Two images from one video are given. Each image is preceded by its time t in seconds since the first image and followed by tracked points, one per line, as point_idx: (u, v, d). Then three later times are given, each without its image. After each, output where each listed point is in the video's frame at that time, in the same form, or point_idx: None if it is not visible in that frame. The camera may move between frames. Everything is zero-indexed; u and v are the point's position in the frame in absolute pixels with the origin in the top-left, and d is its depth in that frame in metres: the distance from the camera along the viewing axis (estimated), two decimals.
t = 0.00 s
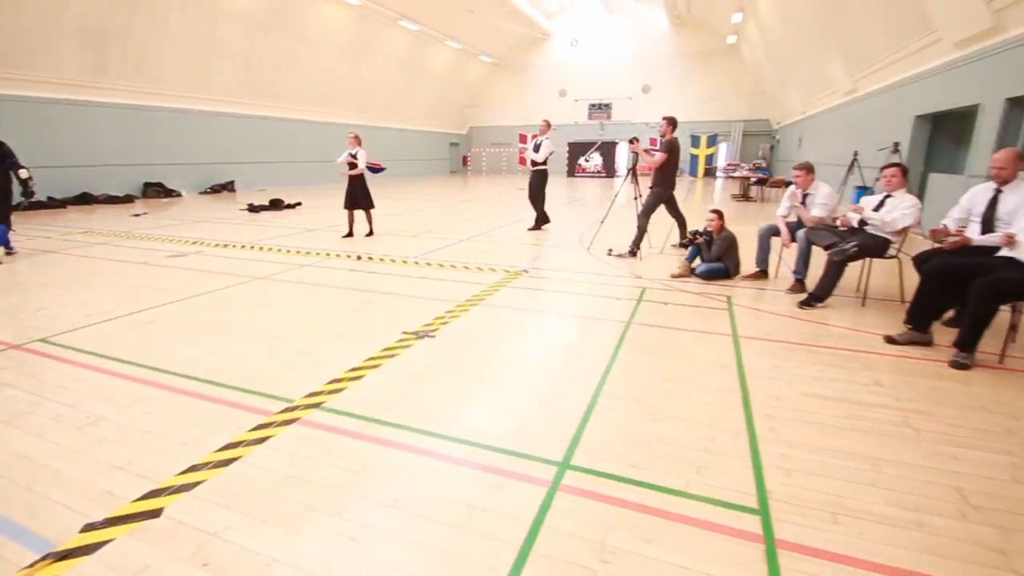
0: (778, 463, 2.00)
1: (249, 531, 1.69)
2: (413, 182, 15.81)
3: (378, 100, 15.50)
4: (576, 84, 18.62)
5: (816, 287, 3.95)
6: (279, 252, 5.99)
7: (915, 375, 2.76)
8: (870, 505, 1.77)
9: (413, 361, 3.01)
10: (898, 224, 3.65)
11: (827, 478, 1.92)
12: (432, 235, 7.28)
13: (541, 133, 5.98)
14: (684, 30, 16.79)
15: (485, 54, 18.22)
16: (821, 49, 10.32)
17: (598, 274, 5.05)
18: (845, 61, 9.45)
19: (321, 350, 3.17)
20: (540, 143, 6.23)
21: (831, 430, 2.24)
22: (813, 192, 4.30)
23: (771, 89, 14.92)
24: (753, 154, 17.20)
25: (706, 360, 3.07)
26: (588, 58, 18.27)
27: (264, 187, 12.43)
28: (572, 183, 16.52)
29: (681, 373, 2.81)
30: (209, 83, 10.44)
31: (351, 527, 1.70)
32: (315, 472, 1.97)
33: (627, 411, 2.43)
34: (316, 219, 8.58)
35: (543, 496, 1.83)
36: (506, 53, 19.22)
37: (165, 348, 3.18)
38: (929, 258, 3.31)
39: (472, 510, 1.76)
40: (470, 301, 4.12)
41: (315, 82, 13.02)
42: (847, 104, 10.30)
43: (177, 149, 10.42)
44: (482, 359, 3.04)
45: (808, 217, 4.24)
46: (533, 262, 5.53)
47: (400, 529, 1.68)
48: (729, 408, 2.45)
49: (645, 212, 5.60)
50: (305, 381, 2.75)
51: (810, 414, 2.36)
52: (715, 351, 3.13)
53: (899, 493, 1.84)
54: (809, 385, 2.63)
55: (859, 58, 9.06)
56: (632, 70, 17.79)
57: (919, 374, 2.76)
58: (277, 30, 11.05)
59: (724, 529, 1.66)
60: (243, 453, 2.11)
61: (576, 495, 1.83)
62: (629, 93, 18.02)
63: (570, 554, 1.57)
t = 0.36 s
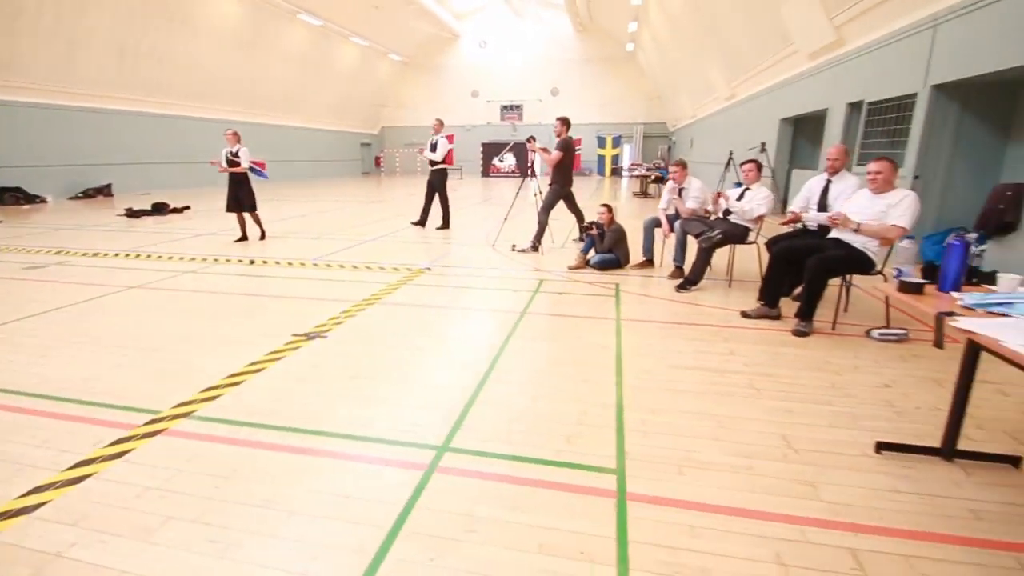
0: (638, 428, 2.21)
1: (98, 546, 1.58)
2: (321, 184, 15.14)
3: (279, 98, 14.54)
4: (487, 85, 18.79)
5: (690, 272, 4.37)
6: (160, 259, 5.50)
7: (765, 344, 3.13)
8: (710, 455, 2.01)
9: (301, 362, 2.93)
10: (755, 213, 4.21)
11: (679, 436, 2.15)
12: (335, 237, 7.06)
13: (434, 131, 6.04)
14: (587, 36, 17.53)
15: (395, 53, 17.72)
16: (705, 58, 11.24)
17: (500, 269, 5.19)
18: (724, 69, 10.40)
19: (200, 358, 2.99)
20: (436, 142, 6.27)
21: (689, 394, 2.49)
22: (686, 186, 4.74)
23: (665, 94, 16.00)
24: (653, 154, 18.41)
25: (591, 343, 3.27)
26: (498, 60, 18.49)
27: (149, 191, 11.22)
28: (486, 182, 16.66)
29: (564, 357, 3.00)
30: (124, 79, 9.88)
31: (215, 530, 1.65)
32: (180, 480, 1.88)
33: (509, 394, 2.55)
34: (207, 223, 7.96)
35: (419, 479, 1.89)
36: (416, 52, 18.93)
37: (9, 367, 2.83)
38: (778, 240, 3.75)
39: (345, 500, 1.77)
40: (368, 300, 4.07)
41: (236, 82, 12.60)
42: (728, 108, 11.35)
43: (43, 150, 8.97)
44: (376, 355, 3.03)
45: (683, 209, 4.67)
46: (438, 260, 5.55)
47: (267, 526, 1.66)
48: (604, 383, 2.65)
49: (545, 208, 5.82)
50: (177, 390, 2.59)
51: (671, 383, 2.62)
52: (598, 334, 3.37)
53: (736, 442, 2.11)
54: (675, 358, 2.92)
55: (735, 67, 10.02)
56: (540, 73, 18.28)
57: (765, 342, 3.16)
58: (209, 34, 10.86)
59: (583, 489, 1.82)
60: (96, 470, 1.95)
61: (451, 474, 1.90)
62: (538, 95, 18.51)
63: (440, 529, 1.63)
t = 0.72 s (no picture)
0: (530, 408, 2.33)
1: None
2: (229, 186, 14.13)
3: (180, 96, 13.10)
4: (407, 84, 18.44)
5: (594, 263, 4.61)
6: (28, 270, 4.91)
7: (655, 326, 3.38)
8: (593, 427, 2.17)
9: (189, 369, 2.77)
10: (649, 206, 4.54)
11: (566, 412, 2.30)
12: (240, 240, 6.67)
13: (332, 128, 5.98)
14: (505, 39, 17.71)
15: (307, 49, 16.68)
16: (615, 62, 11.74)
17: (413, 267, 5.18)
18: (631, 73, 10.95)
19: (70, 372, 2.73)
20: (334, 139, 6.14)
21: (580, 375, 2.65)
22: (590, 183, 5.00)
23: (581, 96, 16.47)
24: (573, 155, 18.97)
25: (496, 333, 3.36)
26: (417, 59, 18.20)
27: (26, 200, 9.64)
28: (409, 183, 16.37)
29: (467, 348, 3.07)
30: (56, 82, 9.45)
31: (75, 544, 1.55)
32: (37, 499, 1.73)
33: (407, 386, 2.58)
34: (88, 229, 7.19)
35: (305, 473, 1.88)
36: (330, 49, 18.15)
37: None
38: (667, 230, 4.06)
39: (223, 502, 1.73)
40: (269, 303, 3.92)
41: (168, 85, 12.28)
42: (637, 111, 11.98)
43: None
44: (274, 357, 2.93)
45: (587, 204, 4.91)
46: (350, 261, 5.42)
47: (135, 535, 1.58)
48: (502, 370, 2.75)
49: (458, 206, 5.86)
50: (39, 407, 2.36)
51: (566, 365, 2.78)
52: (504, 325, 3.48)
53: (618, 413, 2.29)
54: (572, 343, 3.09)
55: (640, 71, 10.58)
56: (460, 73, 18.22)
57: (655, 323, 3.42)
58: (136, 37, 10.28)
59: (469, 467, 1.90)
60: None
61: (340, 467, 1.91)
62: (459, 96, 18.42)
63: (324, 519, 1.65)
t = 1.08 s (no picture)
0: (434, 399, 2.40)
1: None
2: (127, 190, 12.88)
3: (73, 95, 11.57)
4: (327, 82, 17.72)
5: (511, 258, 4.73)
6: None
7: (564, 317, 3.53)
8: (494, 411, 2.27)
9: (67, 383, 2.56)
10: (561, 203, 4.72)
11: (470, 400, 2.38)
12: (137, 246, 6.17)
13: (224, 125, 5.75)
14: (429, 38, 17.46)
15: (216, 42, 15.34)
16: (537, 64, 11.91)
17: (329, 268, 5.06)
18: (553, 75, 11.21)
19: None
20: (230, 137, 5.87)
21: (488, 366, 2.73)
22: (506, 181, 5.12)
23: (507, 97, 16.46)
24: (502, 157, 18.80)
25: (410, 331, 3.38)
26: (338, 56, 17.50)
27: None
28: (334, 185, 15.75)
29: (378, 346, 3.07)
30: None
31: None
32: None
33: (312, 386, 2.54)
34: None
35: (193, 479, 1.83)
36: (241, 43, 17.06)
37: None
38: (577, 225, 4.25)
39: (97, 515, 1.64)
40: (166, 311, 3.68)
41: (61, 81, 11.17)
42: (559, 112, 12.27)
43: None
44: (167, 366, 2.77)
45: (504, 201, 5.01)
46: (260, 265, 5.19)
47: None
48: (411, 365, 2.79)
49: (377, 206, 5.76)
50: None
51: (476, 356, 2.87)
52: (417, 322, 3.51)
53: (519, 397, 2.40)
54: (483, 336, 3.19)
55: (561, 74, 10.88)
56: (384, 72, 17.62)
57: (564, 314, 3.58)
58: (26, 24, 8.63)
59: (368, 460, 1.93)
60: None
61: (231, 470, 1.87)
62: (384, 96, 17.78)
63: (210, 521, 1.61)
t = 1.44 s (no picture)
0: (348, 396, 2.39)
1: None
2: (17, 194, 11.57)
3: None
4: (250, 78, 16.79)
5: (438, 256, 4.74)
6: None
7: (486, 312, 3.61)
8: (408, 404, 2.30)
9: None
10: (485, 201, 4.76)
11: (385, 395, 2.39)
12: (27, 254, 5.63)
13: (115, 122, 5.43)
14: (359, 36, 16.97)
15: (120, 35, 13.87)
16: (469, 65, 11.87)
17: (248, 272, 4.86)
18: (485, 76, 11.25)
19: None
20: (121, 136, 5.50)
21: (407, 362, 2.75)
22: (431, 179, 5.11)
23: (441, 97, 16.25)
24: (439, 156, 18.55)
25: (329, 332, 3.33)
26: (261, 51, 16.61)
27: None
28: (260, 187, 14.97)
29: (294, 349, 3.01)
30: None
31: None
32: None
33: (220, 391, 2.47)
34: None
35: (79, 492, 1.72)
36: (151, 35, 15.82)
37: None
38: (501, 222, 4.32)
39: None
40: (59, 321, 3.40)
41: None
42: (492, 113, 12.33)
43: None
44: (56, 378, 2.57)
45: (430, 200, 5.01)
46: (170, 271, 4.88)
47: None
48: (326, 367, 2.76)
49: (300, 207, 5.57)
50: None
51: (395, 353, 2.88)
52: (337, 323, 3.46)
53: (434, 389, 2.44)
54: (404, 333, 3.20)
55: (492, 75, 10.96)
56: (311, 69, 16.95)
57: (487, 309, 3.66)
58: None
59: (275, 460, 1.91)
60: None
61: (122, 480, 1.78)
62: (313, 94, 17.11)
63: (96, 532, 1.54)
